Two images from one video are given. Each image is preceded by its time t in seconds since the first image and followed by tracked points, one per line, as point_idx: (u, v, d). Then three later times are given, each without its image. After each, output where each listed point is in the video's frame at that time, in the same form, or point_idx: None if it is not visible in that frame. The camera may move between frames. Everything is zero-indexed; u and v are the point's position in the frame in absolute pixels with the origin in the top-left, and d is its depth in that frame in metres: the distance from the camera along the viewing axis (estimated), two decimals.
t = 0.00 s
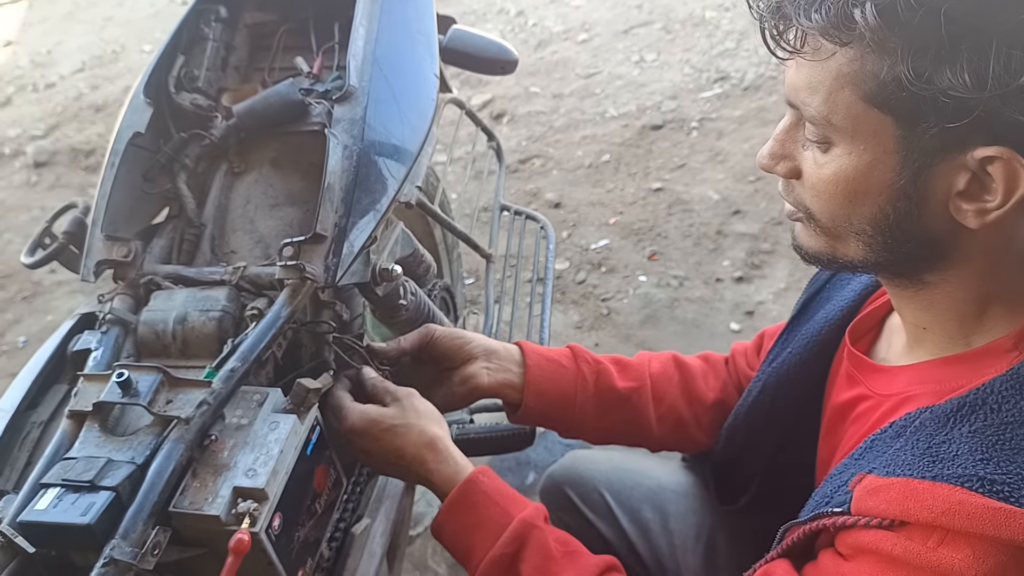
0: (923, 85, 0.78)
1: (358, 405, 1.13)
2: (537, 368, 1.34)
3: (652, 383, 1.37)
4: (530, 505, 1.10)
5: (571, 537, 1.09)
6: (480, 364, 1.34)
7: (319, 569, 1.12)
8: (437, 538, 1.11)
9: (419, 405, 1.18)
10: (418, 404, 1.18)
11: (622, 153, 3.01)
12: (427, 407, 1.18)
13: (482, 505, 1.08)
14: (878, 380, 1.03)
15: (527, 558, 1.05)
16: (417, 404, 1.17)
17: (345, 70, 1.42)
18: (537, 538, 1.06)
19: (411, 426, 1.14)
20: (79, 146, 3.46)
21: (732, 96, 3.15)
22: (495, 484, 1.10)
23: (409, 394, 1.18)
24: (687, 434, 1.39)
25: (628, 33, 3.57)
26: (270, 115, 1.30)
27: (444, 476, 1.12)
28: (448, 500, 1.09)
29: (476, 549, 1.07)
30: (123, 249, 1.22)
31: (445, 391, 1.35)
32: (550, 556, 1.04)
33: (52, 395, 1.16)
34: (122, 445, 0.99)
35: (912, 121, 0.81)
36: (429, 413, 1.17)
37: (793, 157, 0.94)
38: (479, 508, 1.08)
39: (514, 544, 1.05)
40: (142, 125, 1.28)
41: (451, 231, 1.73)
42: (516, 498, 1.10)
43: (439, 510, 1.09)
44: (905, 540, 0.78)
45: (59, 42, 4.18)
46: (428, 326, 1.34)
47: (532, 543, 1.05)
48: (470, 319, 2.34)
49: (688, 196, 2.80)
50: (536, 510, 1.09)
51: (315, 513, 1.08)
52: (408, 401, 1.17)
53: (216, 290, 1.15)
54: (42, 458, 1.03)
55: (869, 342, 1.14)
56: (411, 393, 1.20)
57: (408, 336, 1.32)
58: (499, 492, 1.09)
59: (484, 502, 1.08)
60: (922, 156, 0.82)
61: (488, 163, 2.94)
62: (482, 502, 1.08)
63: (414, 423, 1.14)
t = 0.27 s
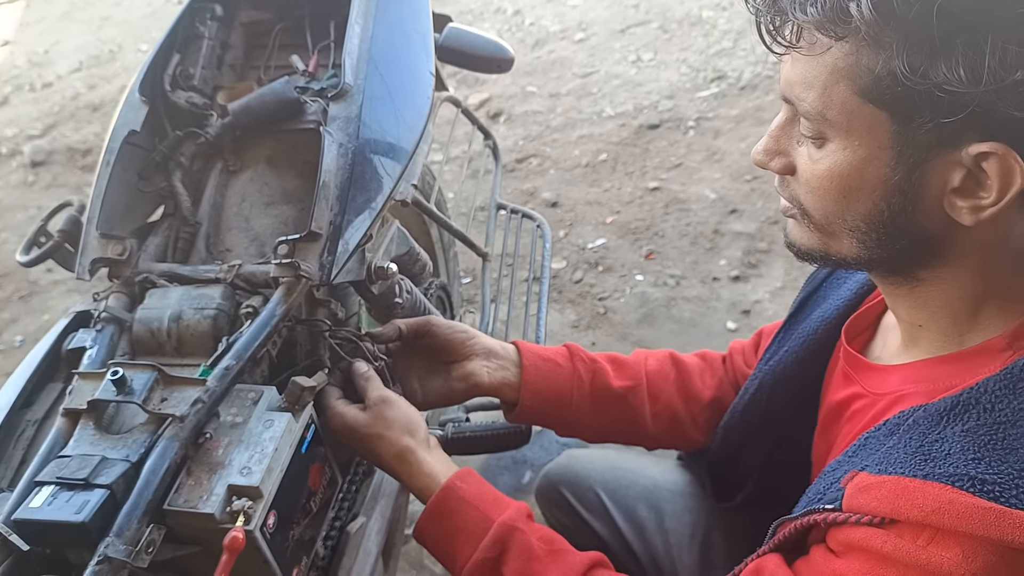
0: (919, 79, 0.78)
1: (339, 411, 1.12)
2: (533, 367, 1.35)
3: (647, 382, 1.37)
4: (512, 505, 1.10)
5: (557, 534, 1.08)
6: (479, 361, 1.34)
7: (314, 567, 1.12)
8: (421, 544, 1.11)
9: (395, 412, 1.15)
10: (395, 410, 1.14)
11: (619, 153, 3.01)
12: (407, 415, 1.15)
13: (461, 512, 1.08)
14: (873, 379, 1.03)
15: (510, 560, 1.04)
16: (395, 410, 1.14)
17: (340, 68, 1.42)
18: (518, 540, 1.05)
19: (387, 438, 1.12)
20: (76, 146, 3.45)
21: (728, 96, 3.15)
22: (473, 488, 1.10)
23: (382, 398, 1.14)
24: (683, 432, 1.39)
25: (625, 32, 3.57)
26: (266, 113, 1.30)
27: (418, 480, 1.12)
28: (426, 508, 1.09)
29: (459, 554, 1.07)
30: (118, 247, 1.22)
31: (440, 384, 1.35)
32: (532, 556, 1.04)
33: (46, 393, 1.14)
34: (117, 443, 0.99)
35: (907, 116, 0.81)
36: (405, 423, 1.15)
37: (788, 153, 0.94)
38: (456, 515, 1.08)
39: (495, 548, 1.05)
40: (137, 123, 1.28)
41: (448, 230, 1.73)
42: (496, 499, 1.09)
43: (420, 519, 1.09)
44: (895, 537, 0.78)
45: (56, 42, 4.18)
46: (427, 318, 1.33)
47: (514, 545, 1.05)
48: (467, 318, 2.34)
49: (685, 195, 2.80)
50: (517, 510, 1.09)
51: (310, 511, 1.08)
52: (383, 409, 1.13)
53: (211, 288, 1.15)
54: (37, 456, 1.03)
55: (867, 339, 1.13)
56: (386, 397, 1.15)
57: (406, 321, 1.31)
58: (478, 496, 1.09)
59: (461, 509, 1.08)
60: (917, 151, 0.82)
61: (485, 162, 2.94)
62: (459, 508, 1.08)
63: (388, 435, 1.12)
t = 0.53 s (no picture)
0: (903, 71, 0.78)
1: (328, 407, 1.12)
2: (522, 364, 1.35)
3: (637, 378, 1.37)
4: (500, 501, 1.09)
5: (544, 531, 1.08)
6: (471, 362, 1.35)
7: (305, 566, 1.12)
8: (410, 540, 1.11)
9: (381, 408, 1.15)
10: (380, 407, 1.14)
11: (612, 152, 3.01)
12: (393, 412, 1.16)
13: (449, 506, 1.08)
14: (861, 374, 1.03)
15: (498, 555, 1.04)
16: (380, 407, 1.14)
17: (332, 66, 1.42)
18: (506, 536, 1.05)
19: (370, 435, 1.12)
20: (69, 145, 3.45)
21: (721, 95, 3.15)
22: (462, 483, 1.10)
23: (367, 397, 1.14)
24: (672, 427, 1.39)
25: (618, 32, 3.57)
26: (258, 112, 1.29)
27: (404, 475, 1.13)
28: (415, 504, 1.09)
29: (447, 549, 1.07)
30: (109, 245, 1.21)
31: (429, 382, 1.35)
32: (521, 552, 1.04)
33: (38, 391, 1.13)
34: (108, 441, 0.99)
35: (892, 109, 0.81)
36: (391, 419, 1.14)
37: (776, 148, 0.94)
38: (445, 510, 1.08)
39: (484, 542, 1.04)
40: (129, 122, 1.28)
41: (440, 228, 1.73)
42: (485, 495, 1.09)
43: (409, 514, 1.09)
44: (886, 529, 0.78)
45: (48, 41, 4.16)
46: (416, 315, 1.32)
47: (503, 539, 1.05)
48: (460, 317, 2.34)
49: (678, 194, 2.80)
50: (506, 506, 1.09)
51: (301, 509, 1.08)
52: (368, 406, 1.14)
53: (202, 286, 1.15)
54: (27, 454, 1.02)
55: (854, 335, 1.13)
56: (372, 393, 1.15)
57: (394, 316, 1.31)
58: (467, 491, 1.09)
59: (450, 503, 1.08)
60: (902, 144, 0.83)
61: (478, 161, 2.94)
62: (448, 504, 1.08)
63: (372, 432, 1.12)
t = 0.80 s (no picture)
0: (905, 64, 0.79)
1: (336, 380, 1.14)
2: (529, 365, 1.34)
3: (641, 378, 1.37)
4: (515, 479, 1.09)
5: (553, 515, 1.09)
6: (478, 366, 1.35)
7: (306, 565, 1.12)
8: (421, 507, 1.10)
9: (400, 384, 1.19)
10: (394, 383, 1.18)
11: (609, 151, 3.01)
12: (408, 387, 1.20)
13: (466, 475, 1.07)
14: (861, 367, 1.03)
15: (510, 529, 1.04)
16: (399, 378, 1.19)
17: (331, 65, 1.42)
18: (519, 511, 1.05)
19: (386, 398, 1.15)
20: (64, 146, 3.44)
21: (718, 94, 3.16)
22: (481, 456, 1.09)
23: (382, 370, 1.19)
24: (676, 429, 1.39)
25: (615, 31, 3.57)
26: (256, 111, 1.29)
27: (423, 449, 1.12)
28: (431, 468, 1.08)
29: (458, 517, 1.06)
30: (108, 244, 1.21)
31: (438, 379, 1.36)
32: (532, 530, 1.04)
33: (37, 392, 1.13)
34: (108, 441, 0.99)
35: (893, 102, 0.82)
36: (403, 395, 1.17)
37: (778, 143, 0.95)
38: (461, 478, 1.07)
39: (497, 512, 1.04)
40: (127, 122, 1.28)
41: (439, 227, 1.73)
42: (499, 471, 1.09)
43: (423, 479, 1.08)
44: (891, 518, 0.78)
45: (43, 42, 4.15)
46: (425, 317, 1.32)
47: (515, 514, 1.05)
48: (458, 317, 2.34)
49: (675, 193, 2.80)
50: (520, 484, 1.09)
51: (302, 509, 1.08)
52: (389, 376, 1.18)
53: (202, 286, 1.15)
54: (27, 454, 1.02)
55: (854, 329, 1.14)
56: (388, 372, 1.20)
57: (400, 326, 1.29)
58: (485, 464, 1.09)
59: (467, 472, 1.07)
60: (903, 137, 0.83)
61: (475, 161, 2.94)
62: (465, 473, 1.07)
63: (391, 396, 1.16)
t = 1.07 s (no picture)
0: (928, 64, 0.79)
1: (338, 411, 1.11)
2: (535, 375, 1.34)
3: (649, 385, 1.37)
4: (515, 466, 1.09)
5: (556, 496, 1.08)
6: (480, 379, 1.36)
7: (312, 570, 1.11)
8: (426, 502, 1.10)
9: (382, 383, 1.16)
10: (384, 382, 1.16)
11: (610, 152, 3.01)
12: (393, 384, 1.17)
13: (464, 465, 1.06)
14: (878, 368, 1.03)
15: (511, 514, 1.03)
16: (379, 384, 1.16)
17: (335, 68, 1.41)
18: (518, 496, 1.04)
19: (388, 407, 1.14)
20: (63, 148, 3.43)
21: (718, 94, 3.15)
22: (477, 445, 1.09)
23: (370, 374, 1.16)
24: (683, 434, 1.39)
25: (614, 32, 3.57)
26: (260, 113, 1.29)
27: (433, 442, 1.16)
28: (432, 463, 1.08)
29: (460, 507, 1.05)
30: (112, 248, 1.20)
31: (441, 390, 1.38)
32: (534, 512, 1.03)
33: (41, 398, 1.12)
34: (114, 447, 0.98)
35: (916, 103, 0.82)
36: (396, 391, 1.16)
37: (799, 144, 0.95)
38: (460, 468, 1.06)
39: (496, 500, 1.03)
40: (130, 124, 1.27)
41: (443, 230, 1.73)
42: (499, 459, 1.09)
43: (427, 474, 1.08)
44: (908, 518, 0.78)
45: (41, 43, 4.14)
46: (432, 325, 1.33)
47: (514, 500, 1.04)
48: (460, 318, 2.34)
49: (676, 194, 2.80)
50: (521, 471, 1.08)
51: (309, 514, 1.08)
52: (372, 383, 1.15)
53: (207, 290, 1.14)
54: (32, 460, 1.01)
55: (869, 330, 1.14)
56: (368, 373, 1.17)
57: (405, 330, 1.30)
58: (483, 453, 1.08)
59: (465, 460, 1.07)
60: (926, 138, 0.83)
61: (476, 161, 2.94)
62: (463, 462, 1.07)
63: (388, 405, 1.14)
